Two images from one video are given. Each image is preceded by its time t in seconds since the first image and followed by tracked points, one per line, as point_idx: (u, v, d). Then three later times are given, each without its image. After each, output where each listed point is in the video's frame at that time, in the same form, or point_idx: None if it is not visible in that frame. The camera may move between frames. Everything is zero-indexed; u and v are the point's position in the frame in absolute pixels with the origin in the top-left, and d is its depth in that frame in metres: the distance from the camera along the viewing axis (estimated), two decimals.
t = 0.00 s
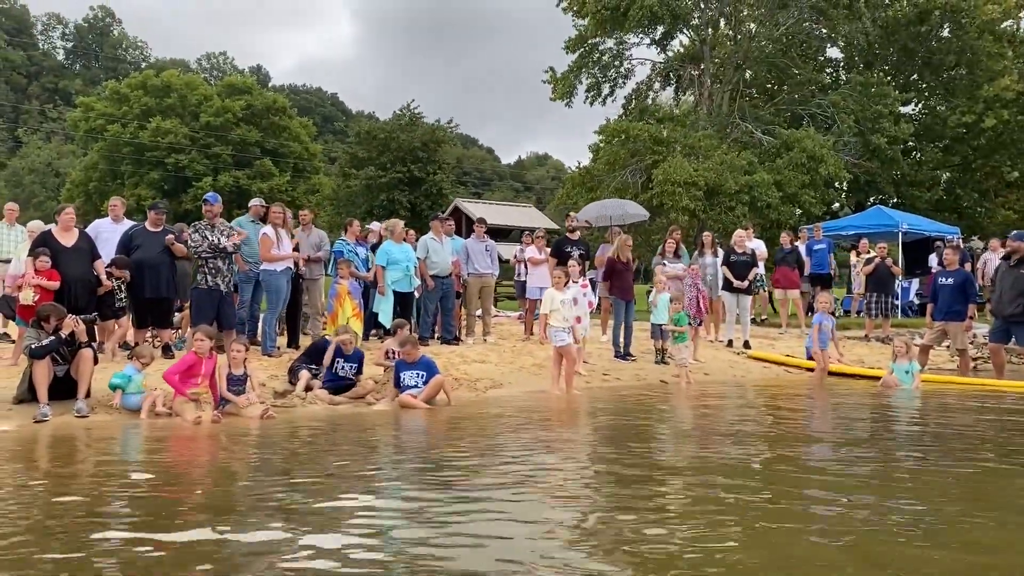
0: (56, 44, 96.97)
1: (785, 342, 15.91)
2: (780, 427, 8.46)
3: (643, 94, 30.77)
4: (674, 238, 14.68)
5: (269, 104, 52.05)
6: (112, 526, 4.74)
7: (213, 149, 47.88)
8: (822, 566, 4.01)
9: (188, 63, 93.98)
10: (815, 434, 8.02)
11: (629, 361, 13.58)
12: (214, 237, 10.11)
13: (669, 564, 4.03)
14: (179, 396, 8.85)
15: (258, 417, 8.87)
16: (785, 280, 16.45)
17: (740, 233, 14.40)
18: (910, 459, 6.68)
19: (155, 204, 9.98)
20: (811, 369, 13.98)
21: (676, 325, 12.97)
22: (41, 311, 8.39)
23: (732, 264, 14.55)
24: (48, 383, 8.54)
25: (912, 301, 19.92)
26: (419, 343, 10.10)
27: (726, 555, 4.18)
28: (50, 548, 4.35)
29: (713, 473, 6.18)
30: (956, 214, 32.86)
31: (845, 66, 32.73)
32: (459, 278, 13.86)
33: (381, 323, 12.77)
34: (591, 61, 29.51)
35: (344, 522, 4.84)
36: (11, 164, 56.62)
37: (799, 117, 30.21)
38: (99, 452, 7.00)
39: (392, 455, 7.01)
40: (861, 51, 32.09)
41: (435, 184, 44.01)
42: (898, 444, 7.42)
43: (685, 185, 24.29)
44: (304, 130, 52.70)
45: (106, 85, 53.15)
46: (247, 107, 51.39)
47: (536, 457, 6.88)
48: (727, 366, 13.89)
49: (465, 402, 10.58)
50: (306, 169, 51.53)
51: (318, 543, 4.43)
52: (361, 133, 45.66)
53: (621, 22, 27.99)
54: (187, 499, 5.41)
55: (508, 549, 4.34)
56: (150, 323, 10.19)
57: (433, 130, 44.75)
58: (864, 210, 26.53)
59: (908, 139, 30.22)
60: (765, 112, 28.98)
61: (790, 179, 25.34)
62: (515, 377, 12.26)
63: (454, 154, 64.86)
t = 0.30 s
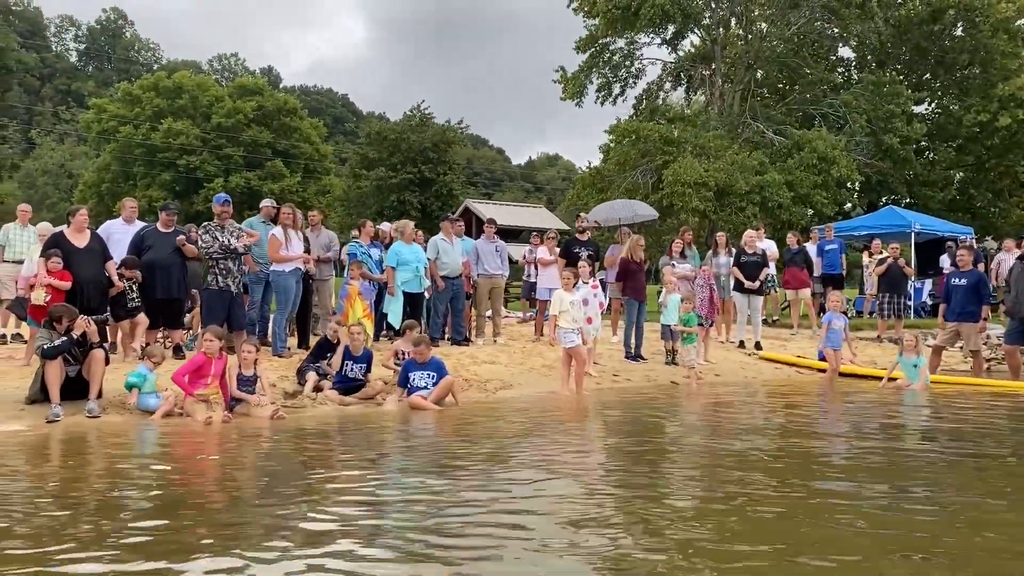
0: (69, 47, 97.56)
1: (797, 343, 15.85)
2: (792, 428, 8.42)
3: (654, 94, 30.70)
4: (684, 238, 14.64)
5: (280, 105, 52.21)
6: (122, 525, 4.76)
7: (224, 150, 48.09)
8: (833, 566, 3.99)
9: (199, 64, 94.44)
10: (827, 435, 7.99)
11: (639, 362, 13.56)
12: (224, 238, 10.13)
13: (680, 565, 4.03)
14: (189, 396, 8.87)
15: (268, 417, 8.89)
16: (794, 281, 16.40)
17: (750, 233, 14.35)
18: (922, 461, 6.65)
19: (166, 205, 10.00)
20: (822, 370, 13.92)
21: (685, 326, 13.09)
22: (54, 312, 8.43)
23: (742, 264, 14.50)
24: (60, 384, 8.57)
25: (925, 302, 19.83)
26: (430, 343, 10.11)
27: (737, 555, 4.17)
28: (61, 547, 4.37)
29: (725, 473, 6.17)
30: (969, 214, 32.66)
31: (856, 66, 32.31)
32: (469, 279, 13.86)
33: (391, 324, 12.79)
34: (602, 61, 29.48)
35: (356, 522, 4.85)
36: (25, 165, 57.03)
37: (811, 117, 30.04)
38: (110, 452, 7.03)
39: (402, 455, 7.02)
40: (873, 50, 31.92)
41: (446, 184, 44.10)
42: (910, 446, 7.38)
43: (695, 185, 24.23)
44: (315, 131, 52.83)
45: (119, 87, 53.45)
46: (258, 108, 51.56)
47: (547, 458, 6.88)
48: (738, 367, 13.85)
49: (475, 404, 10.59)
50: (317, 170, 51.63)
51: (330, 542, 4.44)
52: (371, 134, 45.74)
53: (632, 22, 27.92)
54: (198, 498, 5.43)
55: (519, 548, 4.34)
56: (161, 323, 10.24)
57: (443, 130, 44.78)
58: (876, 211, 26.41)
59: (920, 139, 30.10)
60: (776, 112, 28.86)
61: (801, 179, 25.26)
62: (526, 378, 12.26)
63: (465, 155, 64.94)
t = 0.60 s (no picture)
0: (83, 47, 98.11)
1: (809, 343, 15.79)
2: (803, 429, 8.39)
3: (665, 94, 30.49)
4: (696, 238, 14.61)
5: (292, 105, 52.35)
6: (134, 525, 4.78)
7: (236, 150, 48.27)
8: (845, 569, 3.97)
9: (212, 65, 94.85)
10: (839, 436, 7.96)
11: (651, 362, 13.54)
12: (236, 238, 10.16)
13: (691, 566, 4.01)
14: (201, 396, 8.90)
15: (280, 417, 8.92)
16: (807, 281, 16.33)
17: (762, 233, 14.31)
18: (936, 462, 6.61)
19: (178, 205, 10.03)
20: (834, 371, 13.86)
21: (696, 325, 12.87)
22: (67, 312, 8.48)
23: (753, 264, 14.47)
24: (73, 383, 8.63)
25: (938, 302, 19.72)
26: (443, 343, 10.11)
27: (749, 557, 4.15)
28: (72, 545, 4.38)
29: (737, 474, 6.14)
30: (983, 214, 32.49)
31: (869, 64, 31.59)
32: (480, 279, 13.87)
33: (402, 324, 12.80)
34: (614, 60, 29.45)
35: (367, 522, 4.85)
36: (39, 165, 57.39)
37: (823, 117, 29.88)
38: (123, 451, 7.07)
39: (413, 455, 7.03)
40: (886, 49, 31.76)
41: (457, 184, 44.16)
42: (923, 447, 7.34)
43: (706, 185, 24.17)
44: (327, 131, 52.95)
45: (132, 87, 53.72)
46: (270, 108, 51.71)
47: (557, 458, 6.87)
48: (750, 367, 13.82)
49: (485, 404, 10.59)
50: (328, 170, 51.69)
51: (342, 542, 4.43)
52: (382, 134, 45.80)
53: (643, 21, 27.85)
54: (210, 498, 5.44)
55: (531, 548, 4.33)
56: (174, 323, 10.29)
57: (455, 130, 44.81)
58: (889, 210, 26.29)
59: (934, 138, 29.98)
60: (788, 111, 28.74)
61: (814, 179, 25.16)
62: (537, 378, 12.26)
63: (477, 155, 65.00)
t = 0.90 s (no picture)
0: (97, 47, 98.67)
1: (821, 343, 15.74)
2: (814, 429, 8.38)
3: (677, 93, 30.51)
4: (708, 238, 14.58)
5: (304, 105, 52.47)
6: (148, 522, 4.82)
7: (249, 150, 48.43)
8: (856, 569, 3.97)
9: (225, 65, 95.19)
10: (851, 436, 7.94)
11: (662, 362, 13.54)
12: (251, 238, 10.22)
13: (700, 565, 4.02)
14: (215, 395, 8.94)
15: (293, 416, 8.97)
16: (823, 281, 16.25)
17: (774, 233, 14.26)
18: (948, 463, 6.60)
19: (192, 205, 10.07)
20: (847, 371, 13.82)
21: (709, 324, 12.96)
22: (82, 311, 8.53)
23: (766, 264, 14.43)
24: (88, 383, 8.70)
25: (952, 302, 19.61)
26: (454, 343, 10.14)
27: (760, 557, 4.15)
28: (86, 543, 4.42)
29: (748, 474, 6.14)
30: (998, 213, 32.29)
31: (883, 62, 31.46)
32: (491, 279, 13.89)
33: (414, 324, 12.84)
34: (625, 59, 29.41)
35: (380, 520, 4.88)
36: (53, 165, 57.73)
37: (836, 116, 29.74)
38: (137, 449, 7.12)
39: (424, 454, 7.06)
40: (900, 47, 31.56)
41: (468, 183, 44.23)
42: (935, 448, 7.32)
43: (718, 185, 24.11)
44: (339, 131, 53.06)
45: (146, 87, 53.97)
46: (283, 108, 51.86)
47: (568, 458, 6.89)
48: (762, 367, 13.79)
49: (497, 403, 10.61)
50: (341, 169, 51.79)
51: (354, 540, 4.46)
52: (394, 134, 45.86)
53: (655, 20, 27.79)
54: (224, 495, 5.49)
55: (542, 548, 4.35)
56: (188, 322, 10.36)
57: (466, 130, 44.85)
58: (903, 210, 26.17)
59: (948, 137, 29.81)
60: (801, 110, 28.64)
61: (826, 178, 25.06)
62: (548, 378, 12.27)
63: (488, 154, 65.02)
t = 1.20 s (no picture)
0: (112, 48, 99.33)
1: (835, 343, 15.67)
2: (828, 430, 8.35)
3: (690, 93, 30.46)
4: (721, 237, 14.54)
5: (317, 105, 52.59)
6: (165, 519, 4.87)
7: (263, 150, 48.60)
8: (869, 568, 3.97)
9: (238, 65, 95.53)
10: (866, 437, 7.89)
11: (675, 362, 13.51)
12: (267, 238, 10.27)
13: (710, 565, 4.03)
14: (230, 394, 8.99)
15: (307, 415, 8.99)
16: (841, 280, 16.17)
17: (787, 232, 14.22)
18: (962, 463, 6.58)
19: (207, 205, 10.13)
20: (860, 371, 13.76)
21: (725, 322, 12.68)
22: (99, 311, 8.60)
23: (779, 264, 14.38)
24: (104, 381, 8.77)
25: (967, 302, 19.49)
26: (466, 342, 10.18)
27: (772, 556, 4.16)
28: (103, 540, 4.46)
29: (760, 475, 6.12)
30: (1014, 212, 32.10)
31: (898, 62, 31.21)
32: (504, 278, 13.90)
33: (426, 323, 12.86)
34: (638, 59, 29.34)
35: (393, 519, 4.90)
36: (69, 165, 58.09)
37: (850, 114, 29.60)
38: (152, 447, 7.17)
39: (436, 453, 7.07)
40: (915, 45, 31.39)
41: (480, 183, 44.26)
42: (948, 448, 7.29)
43: (731, 183, 24.04)
44: (352, 131, 53.18)
45: (160, 87, 54.26)
46: (296, 108, 52.01)
47: (580, 458, 6.89)
48: (776, 367, 13.75)
49: (510, 403, 10.62)
50: (354, 169, 51.90)
51: (367, 539, 4.48)
52: (407, 133, 45.92)
53: (668, 20, 27.74)
54: (239, 493, 5.53)
55: (554, 546, 4.37)
56: (202, 321, 10.43)
57: (478, 129, 44.90)
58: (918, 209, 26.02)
59: (964, 135, 29.65)
60: (815, 109, 28.52)
61: (840, 177, 24.96)
62: (560, 377, 12.28)
63: (500, 152, 65.02)
